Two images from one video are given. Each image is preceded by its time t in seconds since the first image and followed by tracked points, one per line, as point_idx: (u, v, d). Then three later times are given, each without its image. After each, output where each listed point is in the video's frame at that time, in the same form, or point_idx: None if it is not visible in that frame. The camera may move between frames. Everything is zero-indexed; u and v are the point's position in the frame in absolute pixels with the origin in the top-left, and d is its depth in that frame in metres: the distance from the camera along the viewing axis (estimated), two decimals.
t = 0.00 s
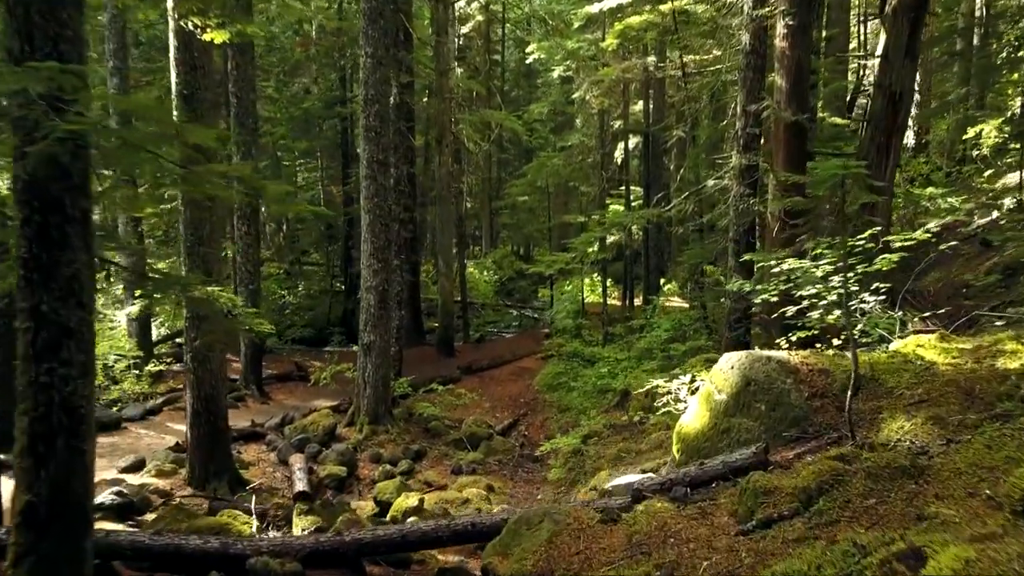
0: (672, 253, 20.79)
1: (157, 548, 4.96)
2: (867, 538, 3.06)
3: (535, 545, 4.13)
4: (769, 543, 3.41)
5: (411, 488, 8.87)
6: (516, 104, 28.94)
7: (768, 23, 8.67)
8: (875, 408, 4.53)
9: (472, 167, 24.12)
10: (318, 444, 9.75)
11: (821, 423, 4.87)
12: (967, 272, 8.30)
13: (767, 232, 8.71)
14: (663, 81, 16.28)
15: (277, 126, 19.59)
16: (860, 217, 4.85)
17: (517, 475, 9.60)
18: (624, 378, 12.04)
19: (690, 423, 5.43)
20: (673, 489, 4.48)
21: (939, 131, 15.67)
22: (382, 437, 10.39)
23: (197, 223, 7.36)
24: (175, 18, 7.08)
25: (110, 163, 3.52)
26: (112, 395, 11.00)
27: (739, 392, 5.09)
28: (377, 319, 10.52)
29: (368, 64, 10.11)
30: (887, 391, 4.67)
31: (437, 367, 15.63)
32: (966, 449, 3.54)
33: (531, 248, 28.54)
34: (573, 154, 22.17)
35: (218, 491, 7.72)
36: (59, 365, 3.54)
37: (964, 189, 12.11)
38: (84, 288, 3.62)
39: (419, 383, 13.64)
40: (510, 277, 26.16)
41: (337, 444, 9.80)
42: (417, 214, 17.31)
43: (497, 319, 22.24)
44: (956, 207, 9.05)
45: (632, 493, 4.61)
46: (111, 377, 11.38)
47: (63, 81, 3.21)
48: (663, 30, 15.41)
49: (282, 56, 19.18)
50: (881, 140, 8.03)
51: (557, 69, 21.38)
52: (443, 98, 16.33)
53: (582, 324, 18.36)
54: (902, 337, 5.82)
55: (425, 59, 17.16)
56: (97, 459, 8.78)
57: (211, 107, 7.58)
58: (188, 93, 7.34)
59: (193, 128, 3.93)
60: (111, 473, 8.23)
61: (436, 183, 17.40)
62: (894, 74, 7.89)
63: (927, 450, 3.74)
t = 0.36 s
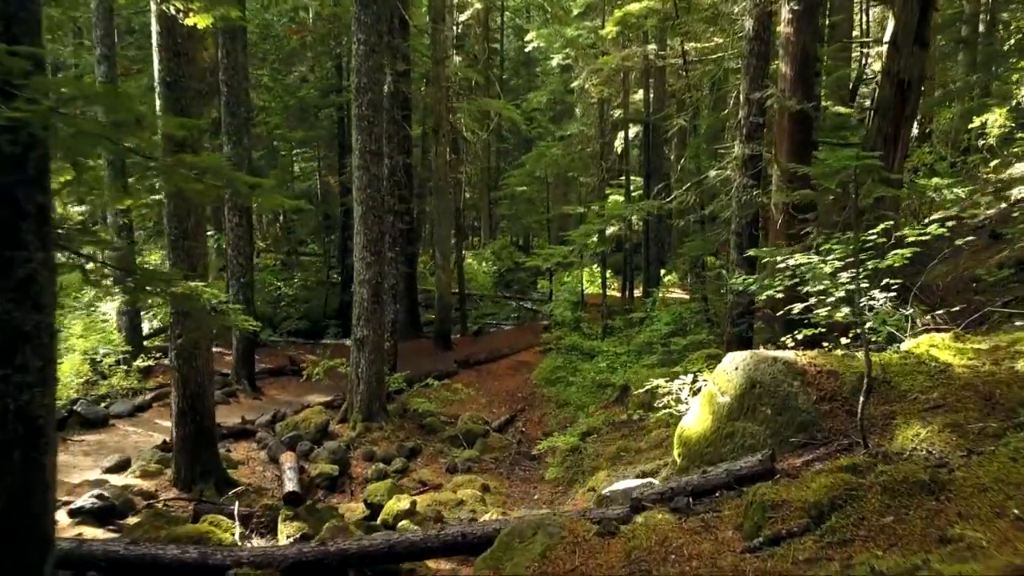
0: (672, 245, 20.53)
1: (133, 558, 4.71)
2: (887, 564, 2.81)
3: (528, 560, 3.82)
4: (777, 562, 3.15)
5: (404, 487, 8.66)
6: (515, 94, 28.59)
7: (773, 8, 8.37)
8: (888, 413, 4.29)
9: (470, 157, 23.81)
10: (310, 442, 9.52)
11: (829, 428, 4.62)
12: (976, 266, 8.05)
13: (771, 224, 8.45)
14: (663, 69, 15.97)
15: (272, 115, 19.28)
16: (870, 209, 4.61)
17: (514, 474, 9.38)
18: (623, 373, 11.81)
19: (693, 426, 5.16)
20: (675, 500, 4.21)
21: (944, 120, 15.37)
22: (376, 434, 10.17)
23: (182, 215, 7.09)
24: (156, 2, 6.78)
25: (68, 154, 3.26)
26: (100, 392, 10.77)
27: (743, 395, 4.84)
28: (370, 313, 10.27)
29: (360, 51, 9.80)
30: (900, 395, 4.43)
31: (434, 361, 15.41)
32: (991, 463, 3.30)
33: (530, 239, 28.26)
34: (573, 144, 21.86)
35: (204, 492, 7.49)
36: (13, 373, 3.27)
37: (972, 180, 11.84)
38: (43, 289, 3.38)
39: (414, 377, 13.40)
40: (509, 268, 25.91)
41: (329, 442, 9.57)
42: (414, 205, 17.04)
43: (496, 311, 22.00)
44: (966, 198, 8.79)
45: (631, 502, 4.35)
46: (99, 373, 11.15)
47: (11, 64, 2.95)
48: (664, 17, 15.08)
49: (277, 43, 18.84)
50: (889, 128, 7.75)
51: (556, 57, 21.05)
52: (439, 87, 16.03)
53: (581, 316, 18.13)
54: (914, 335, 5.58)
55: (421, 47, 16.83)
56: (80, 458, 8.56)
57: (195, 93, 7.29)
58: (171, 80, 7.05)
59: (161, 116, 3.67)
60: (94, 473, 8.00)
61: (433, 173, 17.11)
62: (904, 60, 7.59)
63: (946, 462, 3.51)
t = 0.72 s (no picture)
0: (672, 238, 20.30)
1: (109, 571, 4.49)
2: None
3: None
4: None
5: (398, 488, 8.47)
6: (514, 85, 28.27)
7: None
8: (900, 419, 4.08)
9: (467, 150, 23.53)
10: (303, 442, 9.30)
11: (838, 435, 4.41)
12: (985, 261, 7.83)
13: (774, 219, 8.24)
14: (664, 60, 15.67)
15: (266, 106, 19.01)
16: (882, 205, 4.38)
17: (511, 473, 9.18)
18: (622, 369, 11.61)
19: (696, 430, 4.93)
20: (677, 512, 3.99)
21: (949, 111, 15.10)
22: (370, 432, 9.97)
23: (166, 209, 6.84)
24: None
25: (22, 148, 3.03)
26: (88, 389, 10.57)
27: (747, 399, 4.64)
28: (364, 309, 10.05)
29: (352, 40, 9.51)
30: (913, 400, 4.22)
31: (431, 356, 15.20)
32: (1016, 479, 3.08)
33: (530, 231, 28.01)
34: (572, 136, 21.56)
35: (192, 495, 7.29)
36: None
37: (979, 172, 11.58)
38: None
39: (411, 373, 13.19)
40: (508, 261, 25.68)
41: (322, 441, 9.37)
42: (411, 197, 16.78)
43: (495, 304, 21.79)
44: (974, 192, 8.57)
45: (631, 513, 4.13)
46: (87, 371, 10.96)
47: None
48: (664, 6, 14.77)
49: (272, 33, 18.52)
50: (897, 119, 7.50)
51: (555, 47, 20.71)
52: (437, 78, 15.73)
53: (580, 310, 17.91)
54: (925, 336, 5.36)
55: (418, 37, 16.51)
56: (65, 457, 8.37)
57: (180, 83, 7.02)
58: (154, 70, 6.78)
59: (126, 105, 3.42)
60: (79, 474, 7.82)
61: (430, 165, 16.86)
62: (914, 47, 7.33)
63: (966, 477, 3.29)
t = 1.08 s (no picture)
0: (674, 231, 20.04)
1: None
2: None
3: None
4: None
5: (392, 489, 8.25)
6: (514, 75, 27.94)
7: None
8: (916, 428, 3.85)
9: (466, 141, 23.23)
10: (294, 442, 9.08)
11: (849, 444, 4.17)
12: (998, 256, 7.58)
13: (779, 213, 7.99)
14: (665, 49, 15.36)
15: (261, 97, 18.72)
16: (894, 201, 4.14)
17: (508, 473, 8.95)
18: (622, 364, 11.38)
19: (698, 437, 4.69)
20: (681, 527, 3.74)
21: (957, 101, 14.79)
22: (364, 431, 9.75)
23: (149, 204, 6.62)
24: None
25: None
26: (76, 386, 10.37)
27: (753, 405, 4.41)
28: (358, 305, 9.81)
29: (344, 28, 9.23)
30: (929, 408, 3.99)
31: (428, 351, 14.97)
32: None
33: (530, 223, 27.74)
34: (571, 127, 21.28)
35: (178, 498, 7.08)
36: None
37: (989, 164, 11.29)
38: None
39: (407, 369, 12.97)
40: (507, 254, 25.44)
41: (315, 440, 9.16)
42: (408, 190, 16.51)
43: (494, 297, 21.56)
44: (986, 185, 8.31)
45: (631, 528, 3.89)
46: (76, 367, 10.75)
47: None
48: None
49: (267, 23, 18.19)
50: (908, 110, 7.23)
51: (555, 37, 20.40)
52: (434, 67, 15.43)
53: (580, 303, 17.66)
54: (939, 338, 5.12)
55: (415, 26, 16.20)
56: (49, 457, 8.16)
57: (162, 72, 6.79)
58: (135, 57, 6.54)
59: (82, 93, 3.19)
60: (63, 475, 7.61)
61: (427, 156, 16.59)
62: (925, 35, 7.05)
63: (991, 496, 3.06)
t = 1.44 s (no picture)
0: (675, 225, 19.79)
1: None
2: None
3: None
4: None
5: (387, 492, 8.04)
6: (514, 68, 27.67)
7: None
8: (933, 440, 3.63)
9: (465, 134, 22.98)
10: (287, 443, 8.87)
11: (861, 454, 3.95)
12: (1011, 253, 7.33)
13: (784, 209, 7.75)
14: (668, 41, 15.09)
15: (258, 90, 18.46)
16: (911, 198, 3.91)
17: (507, 475, 8.74)
18: (624, 362, 11.16)
19: (702, 445, 4.47)
20: (685, 545, 3.52)
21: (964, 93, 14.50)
22: (359, 431, 9.54)
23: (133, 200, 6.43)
24: None
25: None
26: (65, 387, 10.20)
27: (760, 414, 4.18)
28: (353, 302, 9.59)
29: (337, 19, 8.97)
30: (948, 419, 3.76)
31: (427, 348, 14.76)
32: None
33: (531, 217, 27.49)
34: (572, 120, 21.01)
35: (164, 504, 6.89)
36: None
37: (999, 157, 11.02)
38: None
39: (405, 366, 12.75)
40: (508, 248, 25.21)
41: (309, 441, 8.96)
42: (406, 184, 16.28)
43: (494, 292, 21.35)
44: (998, 180, 8.04)
45: (631, 544, 3.68)
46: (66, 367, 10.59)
47: None
48: None
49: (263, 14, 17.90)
50: (918, 102, 6.97)
51: (556, 29, 20.11)
52: (432, 59, 15.14)
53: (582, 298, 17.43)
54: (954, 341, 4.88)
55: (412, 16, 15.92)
56: (35, 460, 7.98)
57: (146, 64, 6.57)
58: (116, 49, 6.33)
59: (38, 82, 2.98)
60: (47, 480, 7.41)
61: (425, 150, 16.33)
62: (937, 25, 6.78)
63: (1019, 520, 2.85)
